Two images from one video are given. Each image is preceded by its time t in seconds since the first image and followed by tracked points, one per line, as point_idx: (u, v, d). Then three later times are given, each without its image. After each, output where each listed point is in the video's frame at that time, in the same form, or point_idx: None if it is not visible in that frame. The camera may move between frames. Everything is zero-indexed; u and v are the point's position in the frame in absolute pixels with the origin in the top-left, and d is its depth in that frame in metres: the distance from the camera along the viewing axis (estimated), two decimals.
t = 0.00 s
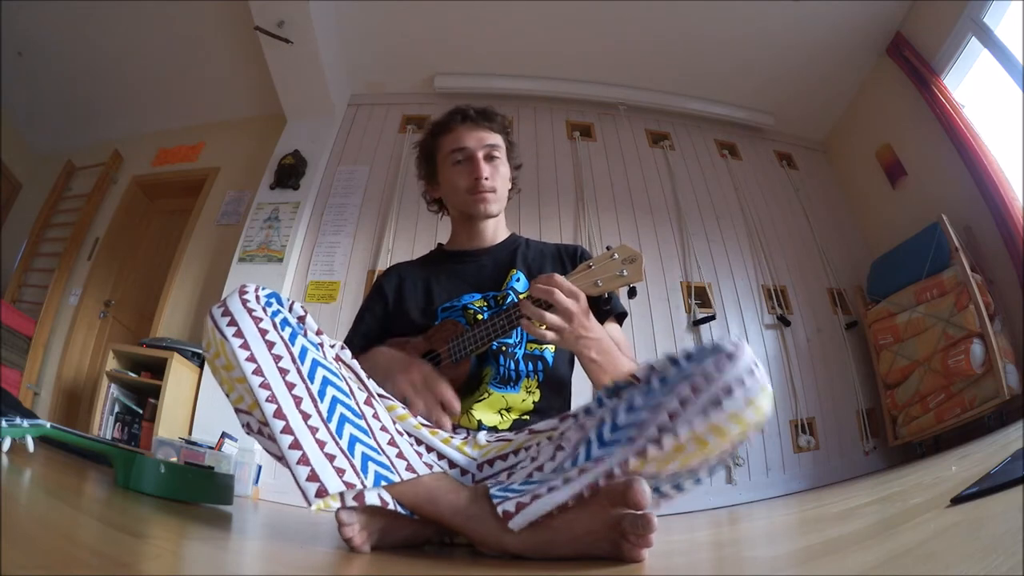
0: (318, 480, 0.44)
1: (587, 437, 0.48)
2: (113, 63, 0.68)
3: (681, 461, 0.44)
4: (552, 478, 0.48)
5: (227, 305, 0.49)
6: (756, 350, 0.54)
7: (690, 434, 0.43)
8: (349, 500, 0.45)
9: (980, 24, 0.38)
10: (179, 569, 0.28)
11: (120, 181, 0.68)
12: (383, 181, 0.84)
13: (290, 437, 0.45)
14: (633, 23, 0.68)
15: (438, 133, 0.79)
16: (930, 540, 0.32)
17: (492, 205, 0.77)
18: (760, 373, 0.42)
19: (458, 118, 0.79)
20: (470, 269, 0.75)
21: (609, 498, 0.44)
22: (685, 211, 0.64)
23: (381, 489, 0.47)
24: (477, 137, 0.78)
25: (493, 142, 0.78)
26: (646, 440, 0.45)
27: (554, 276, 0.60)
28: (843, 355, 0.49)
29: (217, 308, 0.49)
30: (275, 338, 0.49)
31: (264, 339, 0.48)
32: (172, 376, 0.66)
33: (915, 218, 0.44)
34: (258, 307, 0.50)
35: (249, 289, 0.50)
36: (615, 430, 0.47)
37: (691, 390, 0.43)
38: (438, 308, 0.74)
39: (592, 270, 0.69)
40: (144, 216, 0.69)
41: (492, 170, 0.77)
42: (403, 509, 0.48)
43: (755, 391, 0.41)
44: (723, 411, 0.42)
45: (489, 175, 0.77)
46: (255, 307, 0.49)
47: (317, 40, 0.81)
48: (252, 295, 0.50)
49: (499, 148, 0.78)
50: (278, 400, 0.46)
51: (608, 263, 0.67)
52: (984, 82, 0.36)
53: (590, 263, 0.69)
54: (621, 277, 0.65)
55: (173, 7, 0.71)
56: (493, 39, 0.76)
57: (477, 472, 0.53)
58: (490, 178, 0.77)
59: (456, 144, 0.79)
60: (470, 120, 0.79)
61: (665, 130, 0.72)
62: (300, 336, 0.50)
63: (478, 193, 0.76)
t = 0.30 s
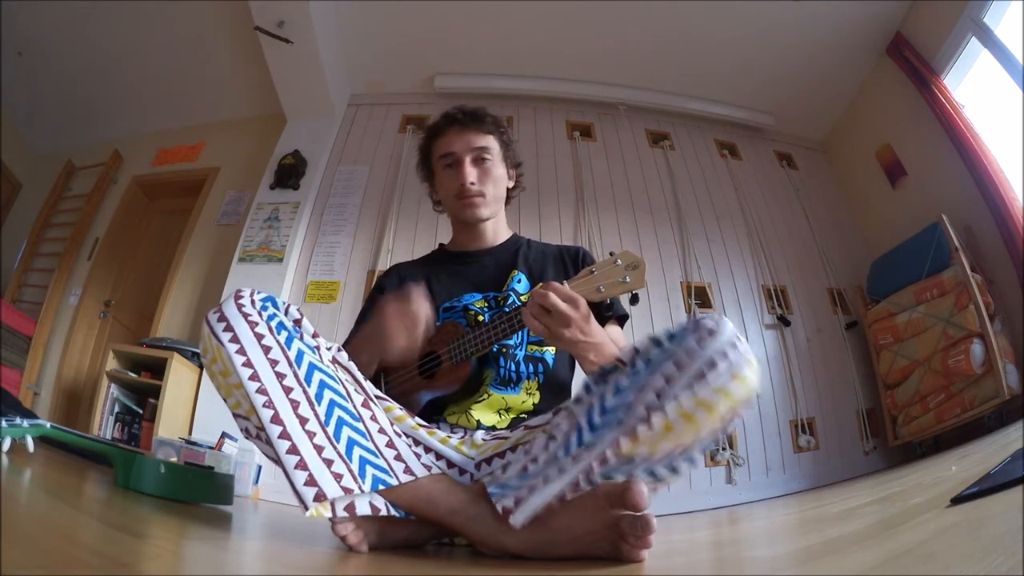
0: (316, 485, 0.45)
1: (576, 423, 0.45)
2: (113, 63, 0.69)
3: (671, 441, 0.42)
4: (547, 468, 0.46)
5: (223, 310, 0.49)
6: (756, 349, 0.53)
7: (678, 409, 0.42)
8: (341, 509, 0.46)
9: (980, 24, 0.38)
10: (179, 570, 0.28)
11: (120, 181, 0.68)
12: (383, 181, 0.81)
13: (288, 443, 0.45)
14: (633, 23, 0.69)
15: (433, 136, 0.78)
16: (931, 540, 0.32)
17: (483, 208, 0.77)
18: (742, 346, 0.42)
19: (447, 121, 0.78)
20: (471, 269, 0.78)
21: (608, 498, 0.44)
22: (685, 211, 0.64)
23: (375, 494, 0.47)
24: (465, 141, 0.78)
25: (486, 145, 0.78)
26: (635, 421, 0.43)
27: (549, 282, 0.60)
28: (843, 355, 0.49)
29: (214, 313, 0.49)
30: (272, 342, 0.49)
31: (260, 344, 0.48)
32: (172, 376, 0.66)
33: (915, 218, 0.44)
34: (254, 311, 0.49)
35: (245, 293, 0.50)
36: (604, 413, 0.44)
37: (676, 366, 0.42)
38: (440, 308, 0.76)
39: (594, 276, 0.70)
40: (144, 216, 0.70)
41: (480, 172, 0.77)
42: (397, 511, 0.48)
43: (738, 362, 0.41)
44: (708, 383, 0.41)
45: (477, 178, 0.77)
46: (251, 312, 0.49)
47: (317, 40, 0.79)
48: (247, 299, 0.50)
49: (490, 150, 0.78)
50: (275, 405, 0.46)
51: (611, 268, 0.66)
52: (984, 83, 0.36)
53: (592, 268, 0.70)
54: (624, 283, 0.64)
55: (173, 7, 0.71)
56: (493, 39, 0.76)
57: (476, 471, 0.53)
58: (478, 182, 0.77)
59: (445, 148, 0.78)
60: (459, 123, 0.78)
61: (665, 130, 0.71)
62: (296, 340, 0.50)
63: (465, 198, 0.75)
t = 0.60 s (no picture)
0: (316, 485, 0.44)
1: (576, 423, 0.47)
2: (113, 63, 0.67)
3: (670, 441, 0.42)
4: (545, 469, 0.47)
5: (223, 311, 0.49)
6: (756, 350, 0.53)
7: (676, 409, 0.41)
8: (343, 506, 0.45)
9: (981, 24, 0.38)
10: (179, 570, 0.28)
11: (120, 181, 0.66)
12: (383, 180, 0.84)
13: (288, 443, 0.45)
14: (633, 23, 0.69)
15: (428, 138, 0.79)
16: (930, 539, 0.32)
17: (479, 207, 0.73)
18: (743, 347, 0.42)
19: (443, 121, 0.78)
20: (470, 268, 0.74)
21: (608, 498, 0.44)
22: (686, 211, 0.64)
23: (376, 494, 0.47)
24: (460, 141, 0.76)
25: (482, 144, 0.76)
26: (633, 420, 0.43)
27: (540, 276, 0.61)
28: (843, 355, 0.49)
29: (213, 313, 0.49)
30: (272, 342, 0.49)
31: (260, 344, 0.48)
32: (172, 376, 0.68)
33: (915, 218, 0.44)
34: (255, 312, 0.49)
35: (245, 293, 0.50)
36: (604, 413, 0.45)
37: (675, 366, 0.42)
38: (439, 308, 0.73)
39: (590, 270, 0.67)
40: (144, 215, 0.69)
41: (475, 171, 0.74)
42: (398, 511, 0.48)
43: (739, 363, 0.41)
44: (708, 384, 0.41)
45: (472, 177, 0.74)
46: (251, 312, 0.49)
47: (318, 40, 0.82)
48: (247, 299, 0.50)
49: (487, 149, 0.75)
50: (275, 405, 0.46)
51: (608, 263, 0.66)
52: (984, 83, 0.36)
53: (588, 263, 0.68)
54: (620, 278, 0.65)
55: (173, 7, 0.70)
56: (493, 39, 0.76)
57: (476, 472, 0.53)
58: (473, 182, 0.74)
59: (441, 149, 0.77)
60: (454, 123, 0.76)
61: (665, 130, 0.72)
62: (296, 340, 0.50)
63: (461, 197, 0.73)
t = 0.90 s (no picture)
0: (316, 482, 0.44)
1: (590, 444, 0.50)
2: (113, 63, 0.66)
3: (683, 474, 0.44)
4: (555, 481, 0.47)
5: (224, 308, 0.49)
6: (756, 350, 0.55)
7: (694, 446, 0.44)
8: (348, 501, 0.45)
9: (981, 24, 0.38)
10: (179, 570, 0.28)
11: (120, 181, 0.65)
12: (383, 181, 0.93)
13: (288, 440, 0.45)
14: (633, 23, 0.71)
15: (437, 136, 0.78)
16: (931, 540, 0.32)
17: (488, 207, 0.73)
18: (766, 389, 0.44)
19: (453, 120, 0.77)
20: (470, 270, 0.74)
21: (609, 497, 0.44)
22: (685, 211, 0.65)
23: (379, 490, 0.47)
24: (472, 139, 0.75)
25: (492, 144, 0.75)
26: (649, 450, 0.45)
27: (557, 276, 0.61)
28: (843, 355, 0.50)
29: (214, 310, 0.49)
30: (273, 339, 0.49)
31: (261, 341, 0.48)
32: (172, 376, 0.68)
33: (915, 218, 0.44)
34: (255, 309, 0.50)
35: (246, 291, 0.50)
36: (619, 439, 0.48)
37: (697, 402, 0.45)
38: (439, 309, 0.72)
39: (591, 271, 0.68)
40: (144, 215, 0.68)
41: (488, 172, 0.73)
42: (402, 511, 0.48)
43: (760, 406, 0.43)
44: (729, 424, 0.44)
45: (485, 177, 0.73)
46: (252, 309, 0.49)
47: (318, 40, 0.84)
48: (249, 296, 0.50)
49: (497, 150, 0.74)
50: (275, 402, 0.46)
51: (608, 264, 0.67)
52: (984, 83, 0.36)
53: (589, 264, 0.69)
54: (621, 279, 0.65)
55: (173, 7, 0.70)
56: (493, 39, 0.77)
57: (478, 472, 0.53)
58: (485, 181, 0.73)
59: (452, 146, 0.76)
60: (466, 121, 0.76)
61: (665, 130, 0.71)
62: (297, 338, 0.51)
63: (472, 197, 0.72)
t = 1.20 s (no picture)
0: (317, 483, 0.45)
1: (572, 419, 0.47)
2: (113, 63, 0.68)
3: (665, 434, 0.44)
4: (543, 464, 0.47)
5: (224, 309, 0.49)
6: (756, 349, 0.53)
7: (671, 402, 0.43)
8: (343, 506, 0.46)
9: (980, 24, 0.38)
10: (179, 570, 0.28)
11: (120, 181, 0.66)
12: (383, 181, 0.85)
13: (288, 441, 0.45)
14: (632, 23, 0.71)
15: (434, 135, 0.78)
16: (931, 540, 0.32)
17: (485, 207, 0.73)
18: (737, 340, 0.43)
19: (450, 120, 0.77)
20: (470, 269, 0.74)
21: (608, 498, 0.44)
22: (686, 211, 0.64)
23: (375, 493, 0.47)
24: (468, 139, 0.74)
25: (488, 143, 0.74)
26: (629, 413, 0.44)
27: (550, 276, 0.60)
28: (843, 355, 0.50)
29: (214, 311, 0.49)
30: (273, 340, 0.49)
31: (261, 342, 0.48)
32: (172, 376, 0.66)
33: (915, 218, 0.44)
34: (255, 310, 0.50)
35: (246, 291, 0.50)
36: (599, 408, 0.46)
37: (670, 360, 0.43)
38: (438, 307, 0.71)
39: (589, 267, 0.65)
40: (144, 215, 0.68)
41: (483, 170, 0.73)
42: (397, 511, 0.49)
43: (732, 356, 0.42)
44: (702, 376, 0.42)
45: (479, 176, 0.73)
46: (252, 310, 0.49)
47: (318, 40, 0.82)
48: (249, 297, 0.50)
49: (493, 148, 0.74)
50: (275, 403, 0.46)
51: (606, 260, 0.65)
52: (984, 83, 0.36)
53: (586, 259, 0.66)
54: (620, 274, 0.63)
55: (173, 6, 0.70)
56: (493, 39, 0.77)
57: (476, 472, 0.53)
58: (480, 180, 0.73)
59: (447, 146, 0.76)
60: (461, 122, 0.75)
61: (665, 130, 0.72)
62: (297, 338, 0.50)
63: (466, 196, 0.72)
